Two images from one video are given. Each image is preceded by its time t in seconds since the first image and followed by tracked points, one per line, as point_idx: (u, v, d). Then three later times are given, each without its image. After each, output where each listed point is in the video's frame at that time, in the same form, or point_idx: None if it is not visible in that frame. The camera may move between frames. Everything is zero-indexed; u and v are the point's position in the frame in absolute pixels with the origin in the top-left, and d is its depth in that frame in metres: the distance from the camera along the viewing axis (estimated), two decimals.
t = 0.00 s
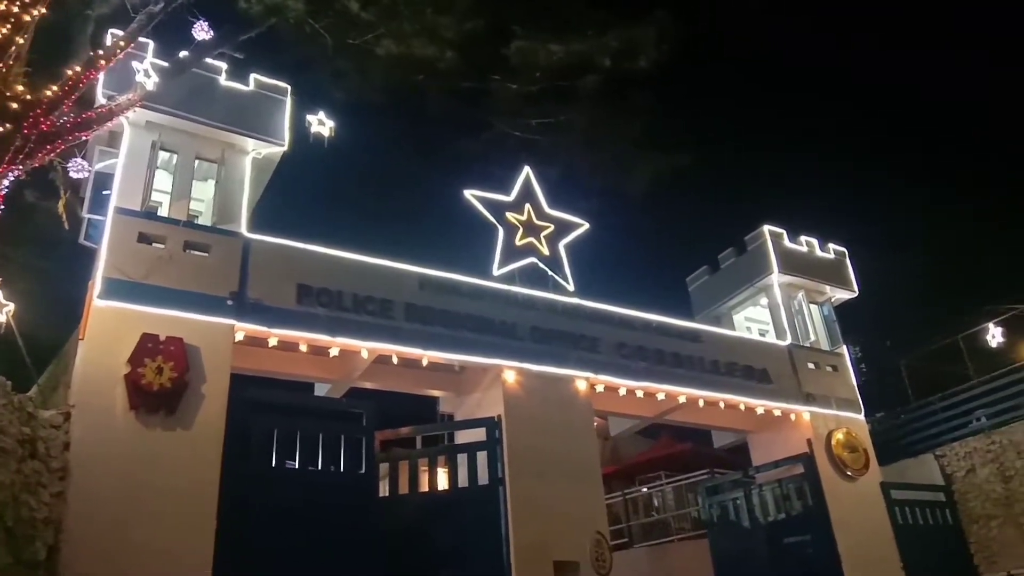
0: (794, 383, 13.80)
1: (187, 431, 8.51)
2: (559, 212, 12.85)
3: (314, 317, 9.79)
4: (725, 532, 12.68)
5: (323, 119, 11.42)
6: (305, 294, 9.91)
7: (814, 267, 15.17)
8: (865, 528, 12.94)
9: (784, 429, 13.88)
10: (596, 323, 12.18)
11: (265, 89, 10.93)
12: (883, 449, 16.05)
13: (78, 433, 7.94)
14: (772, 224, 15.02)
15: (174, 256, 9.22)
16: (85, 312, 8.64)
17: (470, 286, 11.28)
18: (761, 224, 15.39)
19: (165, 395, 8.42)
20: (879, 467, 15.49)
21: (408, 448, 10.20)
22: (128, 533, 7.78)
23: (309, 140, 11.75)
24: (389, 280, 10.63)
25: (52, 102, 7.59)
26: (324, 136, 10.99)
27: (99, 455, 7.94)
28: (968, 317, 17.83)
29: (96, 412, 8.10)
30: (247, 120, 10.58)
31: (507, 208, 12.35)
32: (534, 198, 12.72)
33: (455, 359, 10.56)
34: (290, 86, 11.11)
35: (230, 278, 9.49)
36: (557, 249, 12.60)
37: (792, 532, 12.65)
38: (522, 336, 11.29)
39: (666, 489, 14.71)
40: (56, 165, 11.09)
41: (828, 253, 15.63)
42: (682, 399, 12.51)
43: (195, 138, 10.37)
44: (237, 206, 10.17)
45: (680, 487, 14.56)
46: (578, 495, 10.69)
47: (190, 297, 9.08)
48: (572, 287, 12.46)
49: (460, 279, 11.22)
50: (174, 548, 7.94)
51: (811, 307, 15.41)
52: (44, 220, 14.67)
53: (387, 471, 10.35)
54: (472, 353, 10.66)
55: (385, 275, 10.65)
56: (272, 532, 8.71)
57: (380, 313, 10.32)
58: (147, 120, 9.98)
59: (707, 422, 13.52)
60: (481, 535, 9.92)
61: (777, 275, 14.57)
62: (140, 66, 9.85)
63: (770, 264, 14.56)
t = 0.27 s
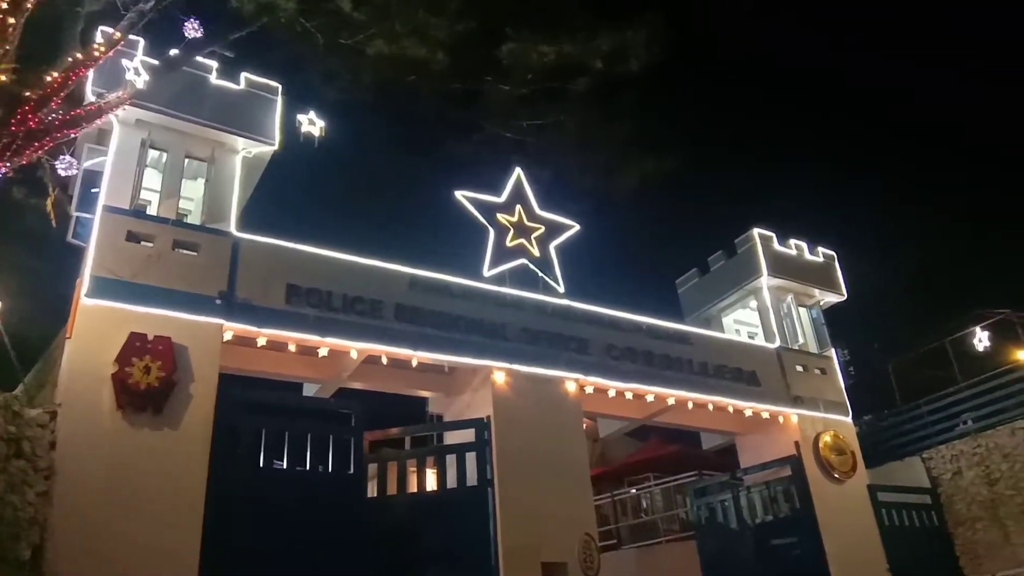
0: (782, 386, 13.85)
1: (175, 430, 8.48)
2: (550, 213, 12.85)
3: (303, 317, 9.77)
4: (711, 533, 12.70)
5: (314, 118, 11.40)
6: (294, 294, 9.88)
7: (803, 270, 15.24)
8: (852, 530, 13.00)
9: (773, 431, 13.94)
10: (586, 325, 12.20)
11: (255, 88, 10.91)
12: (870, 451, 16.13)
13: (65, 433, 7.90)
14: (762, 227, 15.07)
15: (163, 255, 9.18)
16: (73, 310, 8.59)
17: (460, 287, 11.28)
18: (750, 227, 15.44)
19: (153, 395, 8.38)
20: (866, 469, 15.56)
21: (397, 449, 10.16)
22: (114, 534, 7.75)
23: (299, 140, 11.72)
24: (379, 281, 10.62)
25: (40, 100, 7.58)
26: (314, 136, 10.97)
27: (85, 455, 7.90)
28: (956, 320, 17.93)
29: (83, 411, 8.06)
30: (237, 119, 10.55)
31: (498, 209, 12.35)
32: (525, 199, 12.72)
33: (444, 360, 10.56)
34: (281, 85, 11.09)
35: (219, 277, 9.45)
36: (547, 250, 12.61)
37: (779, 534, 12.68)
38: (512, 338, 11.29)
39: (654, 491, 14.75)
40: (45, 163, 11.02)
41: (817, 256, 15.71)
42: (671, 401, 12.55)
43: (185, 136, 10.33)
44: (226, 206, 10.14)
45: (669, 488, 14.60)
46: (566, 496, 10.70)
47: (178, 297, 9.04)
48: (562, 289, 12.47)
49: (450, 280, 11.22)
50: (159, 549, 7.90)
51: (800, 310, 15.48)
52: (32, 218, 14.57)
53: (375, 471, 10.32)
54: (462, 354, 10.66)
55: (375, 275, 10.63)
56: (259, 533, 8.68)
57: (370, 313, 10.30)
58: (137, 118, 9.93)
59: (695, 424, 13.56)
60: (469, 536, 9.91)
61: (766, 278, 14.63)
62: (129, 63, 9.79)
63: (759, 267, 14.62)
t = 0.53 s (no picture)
0: (768, 383, 13.92)
1: (160, 426, 8.43)
2: (538, 210, 12.86)
3: (290, 312, 9.73)
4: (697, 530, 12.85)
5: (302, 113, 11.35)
6: (281, 290, 9.85)
7: (790, 268, 15.32)
8: (836, 527, 13.09)
9: (758, 428, 14.01)
10: (574, 321, 12.21)
11: (243, 82, 10.85)
12: (855, 449, 16.24)
13: (48, 428, 7.84)
14: (749, 225, 15.14)
15: (148, 249, 9.12)
16: (57, 304, 8.52)
17: (448, 283, 11.26)
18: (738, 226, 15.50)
19: (138, 390, 8.33)
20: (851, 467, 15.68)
21: (383, 445, 10.19)
22: (98, 529, 7.70)
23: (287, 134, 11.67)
24: (367, 276, 10.59)
25: (23, 92, 7.54)
26: (302, 131, 10.93)
27: (69, 450, 7.85)
28: (940, 319, 18.08)
29: (67, 406, 8.01)
30: (225, 113, 10.49)
31: (486, 205, 12.34)
32: (514, 196, 12.73)
33: (432, 356, 10.55)
34: (268, 79, 11.03)
35: (205, 272, 9.40)
36: (535, 247, 12.62)
37: (763, 530, 12.72)
38: (499, 334, 11.29)
39: (641, 487, 14.79)
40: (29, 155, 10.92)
41: (804, 254, 15.79)
42: (658, 398, 12.59)
43: (171, 130, 10.26)
44: (213, 200, 10.09)
45: (655, 485, 14.66)
46: (553, 492, 10.72)
47: (164, 291, 8.99)
48: (550, 285, 12.49)
49: (438, 277, 11.20)
50: (143, 545, 7.85)
51: (786, 308, 15.57)
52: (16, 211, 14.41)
53: (362, 468, 10.32)
54: (450, 350, 10.65)
55: (363, 271, 10.60)
56: (244, 529, 8.64)
57: (357, 309, 10.28)
58: (123, 111, 9.86)
59: (682, 421, 13.61)
60: (456, 533, 9.91)
61: (753, 276, 14.69)
62: (116, 56, 9.68)
63: (746, 265, 14.68)
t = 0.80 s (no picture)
0: (753, 381, 14.00)
1: (143, 421, 8.38)
2: (526, 207, 12.86)
3: (276, 308, 9.70)
4: (681, 527, 12.81)
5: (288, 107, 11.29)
6: (267, 285, 9.80)
7: (775, 267, 15.40)
8: (819, 524, 13.19)
9: (743, 426, 14.09)
10: (560, 319, 12.24)
11: (229, 76, 10.78)
12: (838, 447, 16.37)
13: (30, 422, 7.78)
14: (736, 224, 15.21)
15: (133, 243, 9.06)
16: (39, 299, 8.45)
17: (435, 280, 11.25)
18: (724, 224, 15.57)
19: (121, 385, 8.29)
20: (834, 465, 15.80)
21: (368, 442, 10.17)
22: (80, 524, 7.65)
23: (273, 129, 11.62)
24: (353, 272, 10.57)
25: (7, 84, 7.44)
26: (289, 125, 10.88)
27: (51, 445, 7.79)
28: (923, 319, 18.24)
29: (49, 401, 7.94)
30: (211, 107, 10.43)
31: (474, 202, 12.34)
32: (502, 193, 12.72)
33: (418, 353, 10.54)
34: (255, 73, 10.98)
35: (190, 267, 9.35)
36: (522, 244, 12.63)
37: (748, 527, 12.77)
38: (486, 331, 11.29)
39: (626, 484, 14.86)
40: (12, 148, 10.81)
41: (789, 254, 15.88)
42: (643, 395, 12.63)
43: (157, 123, 10.19)
44: (199, 195, 10.03)
45: (641, 482, 14.74)
46: (538, 489, 10.75)
47: (148, 286, 8.93)
48: (537, 283, 12.50)
49: (425, 273, 11.18)
50: (126, 541, 7.81)
51: (772, 307, 15.65)
52: None
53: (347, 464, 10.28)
54: (436, 347, 10.64)
55: (349, 267, 10.57)
56: (227, 525, 8.61)
57: (343, 305, 10.25)
58: (107, 104, 9.78)
59: (667, 419, 13.67)
60: (440, 530, 9.91)
61: (738, 275, 14.77)
62: (101, 49, 9.61)
63: (732, 264, 14.76)
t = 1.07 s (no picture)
0: (739, 375, 14.08)
1: (128, 412, 8.38)
2: (515, 200, 12.86)
3: (263, 299, 9.67)
4: (668, 521, 13.05)
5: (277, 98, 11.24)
6: (254, 276, 9.77)
7: (763, 262, 15.48)
8: (803, 517, 13.30)
9: (729, 420, 14.17)
10: (549, 312, 12.25)
11: (218, 65, 10.72)
12: (824, 442, 16.49)
13: (15, 412, 7.73)
14: (724, 219, 15.27)
15: (119, 233, 9.01)
16: (24, 288, 8.39)
17: (424, 272, 11.24)
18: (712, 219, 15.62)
19: (107, 376, 8.27)
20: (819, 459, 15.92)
21: (356, 434, 10.15)
22: (64, 515, 7.63)
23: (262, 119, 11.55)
24: (342, 264, 10.54)
25: None
26: (278, 116, 10.83)
27: (36, 435, 7.75)
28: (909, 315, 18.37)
29: (34, 390, 7.90)
30: (199, 96, 10.36)
31: (463, 194, 12.32)
32: (491, 186, 12.72)
33: (406, 345, 10.54)
34: (244, 63, 10.91)
35: (177, 257, 9.31)
36: (511, 237, 12.63)
37: (733, 521, 12.82)
38: (474, 324, 11.29)
39: (612, 477, 14.99)
40: None
41: (777, 249, 15.96)
42: (630, 389, 12.69)
43: (144, 112, 10.12)
44: (186, 185, 9.98)
45: (627, 475, 14.85)
46: (525, 481, 10.80)
47: (135, 276, 8.89)
48: (526, 276, 12.50)
49: (414, 265, 11.17)
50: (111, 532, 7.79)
51: (759, 302, 15.73)
52: None
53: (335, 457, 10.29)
54: (424, 340, 10.65)
55: (338, 259, 10.55)
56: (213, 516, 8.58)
57: (332, 297, 10.23)
58: (94, 92, 9.70)
59: (654, 412, 13.73)
60: (427, 522, 9.92)
61: (726, 270, 14.84)
62: (87, 36, 9.48)
63: (720, 259, 14.82)
